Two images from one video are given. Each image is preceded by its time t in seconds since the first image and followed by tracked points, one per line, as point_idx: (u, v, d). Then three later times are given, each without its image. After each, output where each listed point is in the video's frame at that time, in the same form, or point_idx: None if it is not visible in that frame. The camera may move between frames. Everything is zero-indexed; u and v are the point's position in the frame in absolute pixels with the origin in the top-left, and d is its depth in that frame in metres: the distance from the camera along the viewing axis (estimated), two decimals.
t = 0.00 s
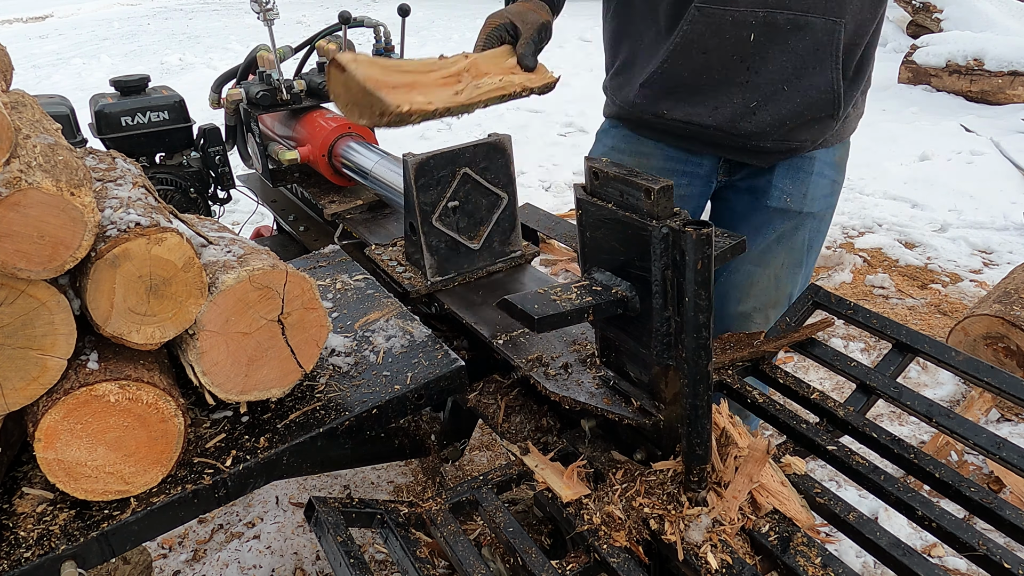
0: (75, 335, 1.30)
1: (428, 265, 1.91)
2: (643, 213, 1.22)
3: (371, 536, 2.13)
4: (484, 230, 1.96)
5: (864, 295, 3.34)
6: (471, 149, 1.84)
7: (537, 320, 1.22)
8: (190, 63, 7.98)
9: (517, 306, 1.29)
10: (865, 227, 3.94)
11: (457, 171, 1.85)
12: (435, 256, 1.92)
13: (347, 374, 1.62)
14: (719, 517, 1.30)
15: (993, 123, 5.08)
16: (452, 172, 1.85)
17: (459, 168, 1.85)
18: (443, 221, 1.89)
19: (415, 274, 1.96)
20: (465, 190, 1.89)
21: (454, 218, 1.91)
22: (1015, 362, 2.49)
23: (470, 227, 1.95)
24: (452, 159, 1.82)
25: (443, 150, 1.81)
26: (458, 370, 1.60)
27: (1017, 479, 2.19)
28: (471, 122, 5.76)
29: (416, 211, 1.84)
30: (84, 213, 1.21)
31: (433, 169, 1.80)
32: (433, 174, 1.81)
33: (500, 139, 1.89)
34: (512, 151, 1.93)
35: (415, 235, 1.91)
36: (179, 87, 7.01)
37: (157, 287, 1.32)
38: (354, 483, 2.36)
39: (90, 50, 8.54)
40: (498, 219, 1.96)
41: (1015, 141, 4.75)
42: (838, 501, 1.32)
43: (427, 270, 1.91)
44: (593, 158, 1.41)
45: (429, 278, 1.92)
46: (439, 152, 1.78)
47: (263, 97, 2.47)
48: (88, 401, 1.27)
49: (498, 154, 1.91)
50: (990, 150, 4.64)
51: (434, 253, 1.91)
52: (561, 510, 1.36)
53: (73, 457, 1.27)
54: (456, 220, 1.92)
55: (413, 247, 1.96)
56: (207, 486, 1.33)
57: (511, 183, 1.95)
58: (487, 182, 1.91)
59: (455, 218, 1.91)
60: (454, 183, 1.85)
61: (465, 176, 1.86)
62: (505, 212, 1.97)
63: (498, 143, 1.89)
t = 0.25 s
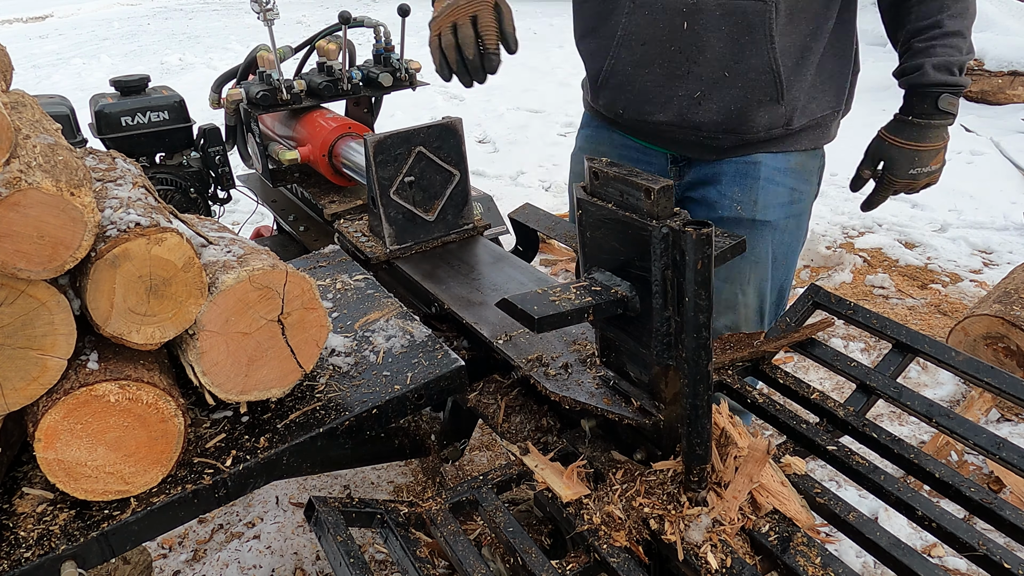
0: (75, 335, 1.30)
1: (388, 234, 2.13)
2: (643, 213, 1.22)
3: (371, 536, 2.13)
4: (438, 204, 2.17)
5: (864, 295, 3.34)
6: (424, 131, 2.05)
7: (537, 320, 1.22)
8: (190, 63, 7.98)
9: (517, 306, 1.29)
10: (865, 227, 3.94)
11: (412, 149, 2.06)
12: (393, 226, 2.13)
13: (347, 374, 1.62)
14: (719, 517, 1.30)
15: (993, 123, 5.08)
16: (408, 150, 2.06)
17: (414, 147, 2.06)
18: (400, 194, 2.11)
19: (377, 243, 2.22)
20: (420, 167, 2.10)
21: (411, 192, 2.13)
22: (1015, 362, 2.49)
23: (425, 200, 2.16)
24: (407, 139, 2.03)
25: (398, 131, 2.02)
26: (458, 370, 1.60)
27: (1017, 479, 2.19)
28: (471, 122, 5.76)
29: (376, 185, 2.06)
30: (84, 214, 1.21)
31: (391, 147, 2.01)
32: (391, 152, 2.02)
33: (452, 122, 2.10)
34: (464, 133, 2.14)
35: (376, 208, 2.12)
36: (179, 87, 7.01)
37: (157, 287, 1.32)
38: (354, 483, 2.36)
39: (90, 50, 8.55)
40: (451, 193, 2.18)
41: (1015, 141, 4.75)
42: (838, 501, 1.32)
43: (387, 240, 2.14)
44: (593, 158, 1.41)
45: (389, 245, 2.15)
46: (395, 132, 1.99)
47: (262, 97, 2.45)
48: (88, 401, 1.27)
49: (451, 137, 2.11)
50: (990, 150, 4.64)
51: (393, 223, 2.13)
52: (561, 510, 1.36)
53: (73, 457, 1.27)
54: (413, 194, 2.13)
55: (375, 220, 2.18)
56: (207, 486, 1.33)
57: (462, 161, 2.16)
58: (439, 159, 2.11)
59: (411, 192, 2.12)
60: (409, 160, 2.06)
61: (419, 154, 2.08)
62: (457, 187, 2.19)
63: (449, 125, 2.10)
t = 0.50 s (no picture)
0: (75, 336, 1.30)
1: (375, 222, 2.18)
2: (642, 213, 1.22)
3: (371, 536, 2.13)
4: (423, 193, 2.22)
5: (864, 295, 3.34)
6: (409, 121, 2.09)
7: (537, 321, 1.21)
8: (190, 63, 7.98)
9: (517, 306, 1.29)
10: (865, 227, 3.94)
11: (398, 139, 2.11)
12: (380, 214, 2.18)
13: (347, 375, 1.62)
14: (719, 517, 1.30)
15: (993, 123, 5.08)
16: (394, 140, 2.10)
17: (400, 137, 2.10)
18: (387, 183, 2.15)
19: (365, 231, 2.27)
20: (406, 157, 2.15)
21: (398, 181, 2.17)
22: (1015, 362, 2.49)
23: (412, 188, 2.21)
24: (392, 129, 2.08)
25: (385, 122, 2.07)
26: (458, 370, 1.60)
27: (1017, 479, 2.19)
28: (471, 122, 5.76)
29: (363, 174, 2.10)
30: (84, 214, 1.21)
31: (377, 137, 2.06)
32: (376, 142, 2.07)
33: (438, 114, 2.14)
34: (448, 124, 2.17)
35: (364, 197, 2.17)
36: (179, 87, 7.01)
37: (157, 287, 1.32)
38: (354, 483, 2.36)
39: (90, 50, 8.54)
40: (437, 183, 2.23)
41: (1015, 141, 4.75)
42: (838, 502, 1.32)
43: (375, 227, 2.19)
44: (592, 158, 1.41)
45: (377, 233, 2.20)
46: (380, 123, 2.03)
47: (262, 97, 2.45)
48: (88, 402, 1.27)
49: (435, 127, 2.15)
50: (990, 150, 4.64)
51: (381, 212, 2.18)
52: (561, 510, 1.36)
53: (73, 458, 1.27)
54: (400, 182, 2.18)
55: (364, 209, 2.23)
56: (207, 486, 1.33)
57: (447, 151, 2.20)
58: (425, 149, 2.16)
59: (398, 181, 2.17)
60: (395, 150, 2.10)
61: (405, 145, 2.12)
62: (442, 177, 2.23)
63: (434, 117, 2.13)
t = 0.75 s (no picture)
0: (75, 337, 1.30)
1: (376, 226, 2.20)
2: (642, 213, 1.22)
3: (371, 536, 2.13)
4: (425, 196, 2.24)
5: (864, 295, 3.34)
6: (411, 124, 2.11)
7: (537, 320, 1.20)
8: (190, 63, 7.98)
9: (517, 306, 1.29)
10: (865, 227, 3.94)
11: (400, 143, 2.12)
12: (381, 218, 2.19)
13: (347, 375, 1.62)
14: (719, 517, 1.30)
15: (993, 122, 5.08)
16: (396, 144, 2.11)
17: (402, 141, 2.11)
18: (388, 187, 2.17)
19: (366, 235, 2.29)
20: (407, 160, 2.17)
21: (398, 184, 2.19)
22: (1016, 363, 2.49)
23: (412, 192, 2.23)
24: (395, 133, 2.09)
25: (388, 126, 2.07)
26: (458, 370, 1.60)
27: (1017, 479, 2.19)
28: (470, 122, 5.76)
29: (365, 178, 2.12)
30: (83, 215, 1.21)
31: (379, 141, 2.06)
32: (379, 146, 2.08)
33: (441, 117, 2.15)
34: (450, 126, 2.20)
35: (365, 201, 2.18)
36: (179, 87, 7.01)
37: (157, 288, 1.32)
38: (353, 483, 2.36)
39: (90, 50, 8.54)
40: (437, 187, 2.26)
41: (1015, 141, 4.75)
42: (838, 501, 1.32)
43: (376, 231, 2.20)
44: (592, 159, 1.41)
45: (378, 236, 2.22)
46: (383, 126, 2.04)
47: (263, 97, 2.45)
48: (88, 402, 1.27)
49: (437, 130, 2.17)
50: (990, 150, 4.64)
51: (381, 215, 2.19)
52: (561, 510, 1.36)
53: (73, 458, 1.27)
54: (401, 186, 2.20)
55: (365, 212, 2.25)
56: (207, 486, 1.33)
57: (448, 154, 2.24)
58: (426, 153, 2.18)
59: (398, 184, 2.19)
60: (397, 154, 2.12)
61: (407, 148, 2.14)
62: (443, 179, 2.26)
63: (437, 120, 2.14)
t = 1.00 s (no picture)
0: (75, 336, 1.30)
1: (403, 242, 2.12)
2: (645, 213, 1.22)
3: (371, 536, 2.13)
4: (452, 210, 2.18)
5: (864, 295, 3.34)
6: (440, 136, 2.03)
7: (540, 317, 1.22)
8: (190, 63, 7.98)
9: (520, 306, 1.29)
10: (865, 227, 3.94)
11: (428, 155, 2.05)
12: (408, 233, 2.12)
13: (347, 374, 1.62)
14: (719, 517, 1.30)
15: (993, 123, 5.08)
16: (424, 156, 2.05)
17: (429, 152, 2.05)
18: (416, 201, 2.11)
19: (391, 251, 2.22)
20: (436, 172, 2.11)
21: (426, 198, 2.13)
22: (1015, 363, 2.49)
23: (440, 206, 2.17)
24: (423, 145, 2.02)
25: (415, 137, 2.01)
26: (458, 370, 1.60)
27: (1017, 479, 2.20)
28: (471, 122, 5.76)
29: (392, 191, 2.06)
30: (84, 215, 1.21)
31: (407, 153, 2.00)
32: (406, 158, 2.01)
33: (469, 128, 2.09)
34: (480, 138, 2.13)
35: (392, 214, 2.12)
36: (179, 87, 7.01)
37: (157, 287, 1.32)
38: (353, 483, 2.36)
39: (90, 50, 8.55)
40: (465, 201, 2.20)
41: (1015, 141, 4.75)
42: (838, 501, 1.32)
43: (402, 247, 2.13)
44: (593, 158, 1.41)
45: (405, 253, 2.16)
46: (411, 138, 1.97)
47: (263, 97, 2.45)
48: (88, 401, 1.27)
49: (467, 141, 2.10)
50: (990, 150, 4.64)
51: (408, 231, 2.12)
52: (561, 510, 1.36)
53: (73, 458, 1.27)
54: (428, 200, 2.13)
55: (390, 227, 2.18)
56: (207, 486, 1.33)
57: (478, 166, 2.18)
58: (454, 164, 2.12)
59: (426, 198, 2.13)
60: (425, 166, 2.06)
61: (435, 159, 2.07)
62: (472, 193, 2.21)
63: (466, 131, 2.08)
